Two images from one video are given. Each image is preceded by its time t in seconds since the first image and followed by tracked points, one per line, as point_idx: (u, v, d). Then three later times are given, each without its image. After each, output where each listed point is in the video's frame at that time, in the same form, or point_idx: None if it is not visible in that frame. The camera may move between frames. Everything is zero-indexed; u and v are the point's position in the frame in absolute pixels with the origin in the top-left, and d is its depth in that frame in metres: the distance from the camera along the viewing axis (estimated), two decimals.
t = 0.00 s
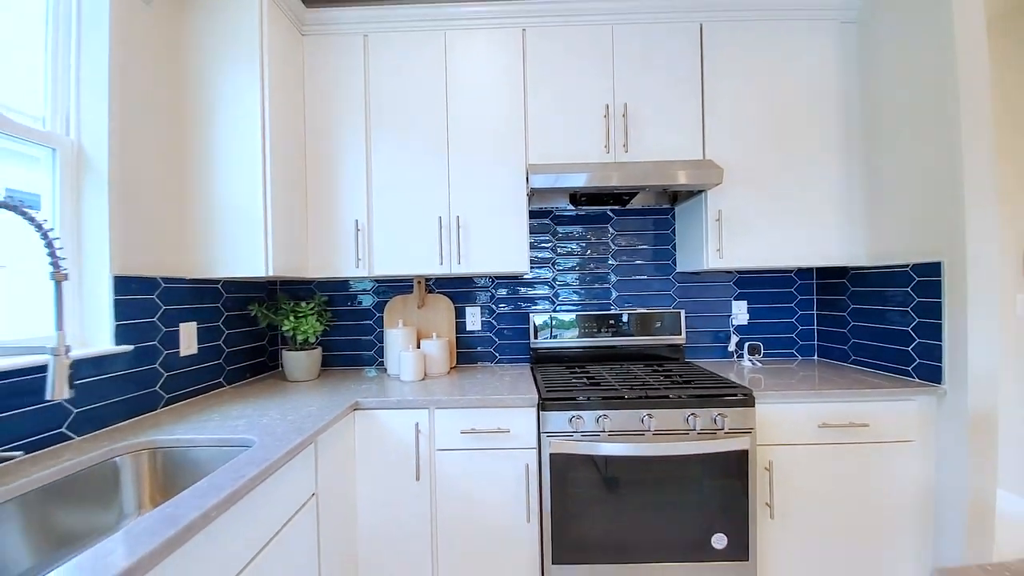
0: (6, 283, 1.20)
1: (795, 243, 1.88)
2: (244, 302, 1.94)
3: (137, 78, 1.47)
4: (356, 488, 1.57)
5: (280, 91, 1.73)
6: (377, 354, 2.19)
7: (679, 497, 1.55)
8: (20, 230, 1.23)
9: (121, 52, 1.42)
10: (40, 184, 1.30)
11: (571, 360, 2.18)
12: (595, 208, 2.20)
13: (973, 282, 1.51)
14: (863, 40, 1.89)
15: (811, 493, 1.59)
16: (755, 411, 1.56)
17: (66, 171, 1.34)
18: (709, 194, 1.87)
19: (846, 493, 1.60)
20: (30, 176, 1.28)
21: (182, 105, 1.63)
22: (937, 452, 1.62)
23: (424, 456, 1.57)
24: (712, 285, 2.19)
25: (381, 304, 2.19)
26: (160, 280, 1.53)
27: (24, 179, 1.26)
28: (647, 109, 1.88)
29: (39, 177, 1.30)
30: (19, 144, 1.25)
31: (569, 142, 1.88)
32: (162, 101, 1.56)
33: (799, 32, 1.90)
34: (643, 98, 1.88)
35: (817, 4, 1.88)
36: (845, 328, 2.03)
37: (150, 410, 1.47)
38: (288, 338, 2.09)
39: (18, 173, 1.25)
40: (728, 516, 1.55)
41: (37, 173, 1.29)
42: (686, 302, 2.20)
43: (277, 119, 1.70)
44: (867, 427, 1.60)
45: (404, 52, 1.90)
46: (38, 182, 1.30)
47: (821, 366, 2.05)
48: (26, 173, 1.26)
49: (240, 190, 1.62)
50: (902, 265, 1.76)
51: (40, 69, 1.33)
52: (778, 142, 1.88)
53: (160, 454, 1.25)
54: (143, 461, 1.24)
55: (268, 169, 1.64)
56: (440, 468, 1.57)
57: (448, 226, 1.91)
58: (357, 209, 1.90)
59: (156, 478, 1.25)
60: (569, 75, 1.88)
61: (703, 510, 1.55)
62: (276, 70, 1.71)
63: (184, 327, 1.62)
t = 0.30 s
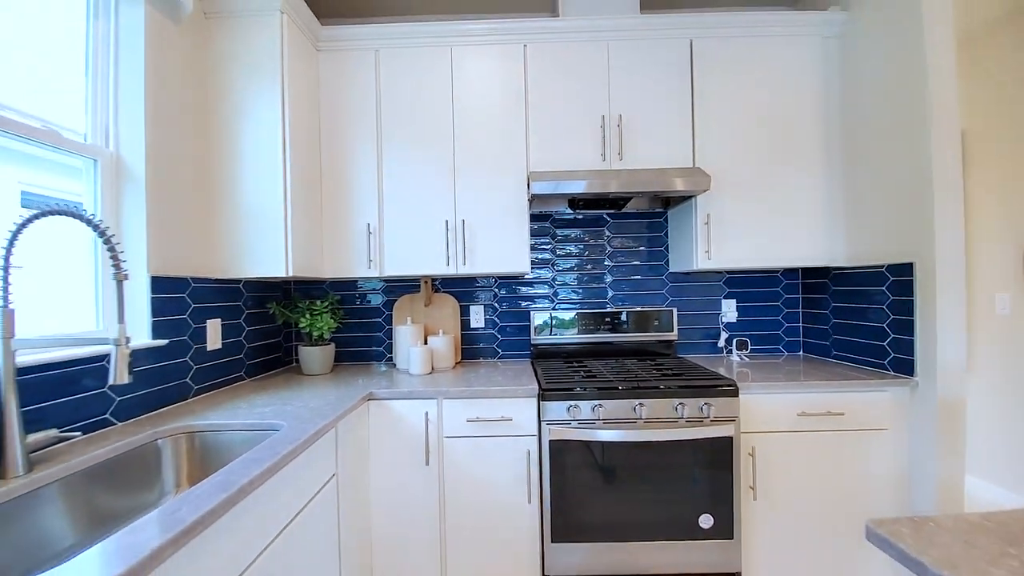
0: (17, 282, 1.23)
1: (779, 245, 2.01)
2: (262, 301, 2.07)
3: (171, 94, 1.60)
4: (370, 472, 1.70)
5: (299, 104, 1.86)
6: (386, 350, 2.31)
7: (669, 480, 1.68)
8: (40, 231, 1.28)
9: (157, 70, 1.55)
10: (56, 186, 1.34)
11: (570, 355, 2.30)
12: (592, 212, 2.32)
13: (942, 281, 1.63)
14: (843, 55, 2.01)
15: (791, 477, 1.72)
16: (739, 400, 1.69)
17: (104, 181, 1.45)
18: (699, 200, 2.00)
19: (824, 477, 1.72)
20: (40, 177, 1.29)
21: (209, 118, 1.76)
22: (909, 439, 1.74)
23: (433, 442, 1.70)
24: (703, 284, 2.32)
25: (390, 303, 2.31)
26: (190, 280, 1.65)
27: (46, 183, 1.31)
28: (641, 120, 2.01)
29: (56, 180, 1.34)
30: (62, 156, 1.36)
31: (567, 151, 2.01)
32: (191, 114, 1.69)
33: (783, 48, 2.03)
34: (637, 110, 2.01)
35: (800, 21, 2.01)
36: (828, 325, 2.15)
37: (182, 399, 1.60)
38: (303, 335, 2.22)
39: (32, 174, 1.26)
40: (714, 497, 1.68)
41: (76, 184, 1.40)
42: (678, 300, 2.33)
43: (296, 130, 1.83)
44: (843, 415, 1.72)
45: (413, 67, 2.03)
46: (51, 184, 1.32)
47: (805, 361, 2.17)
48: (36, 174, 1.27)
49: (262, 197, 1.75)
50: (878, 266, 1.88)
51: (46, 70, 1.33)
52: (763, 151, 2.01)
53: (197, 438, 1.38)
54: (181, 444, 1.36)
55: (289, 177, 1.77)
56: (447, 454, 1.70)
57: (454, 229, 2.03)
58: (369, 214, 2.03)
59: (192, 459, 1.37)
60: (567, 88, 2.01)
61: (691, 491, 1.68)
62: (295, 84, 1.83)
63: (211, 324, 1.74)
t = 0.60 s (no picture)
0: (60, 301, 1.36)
1: (766, 245, 2.10)
2: (273, 299, 2.16)
3: (189, 104, 1.70)
4: (377, 460, 1.80)
5: (309, 111, 1.96)
6: (390, 346, 2.41)
7: (660, 468, 1.78)
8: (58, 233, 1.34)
9: (177, 82, 1.65)
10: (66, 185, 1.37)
11: (567, 351, 2.40)
12: (588, 214, 2.42)
13: (918, 280, 1.72)
14: (827, 63, 2.11)
15: (775, 465, 1.81)
16: (726, 392, 1.79)
17: (129, 186, 1.55)
18: (689, 203, 2.10)
19: (807, 465, 1.82)
20: (48, 177, 1.32)
21: (223, 126, 1.86)
22: (888, 429, 1.83)
23: (437, 432, 1.80)
24: (695, 283, 2.41)
25: (394, 301, 2.40)
26: (208, 279, 1.75)
27: (56, 183, 1.34)
28: (634, 126, 2.10)
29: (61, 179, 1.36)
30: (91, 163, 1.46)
31: (564, 155, 2.11)
32: (207, 122, 1.79)
33: (770, 56, 2.12)
34: (630, 117, 2.10)
35: (786, 31, 2.10)
36: (814, 322, 2.25)
37: (201, 391, 1.69)
38: (311, 331, 2.31)
39: (38, 174, 1.29)
40: (702, 484, 1.78)
41: (95, 187, 1.47)
42: (671, 298, 2.42)
43: (306, 136, 1.92)
44: (824, 406, 1.82)
45: (418, 76, 2.12)
46: (61, 184, 1.36)
47: (792, 356, 2.27)
48: (43, 176, 1.30)
49: (275, 200, 1.85)
50: (859, 265, 1.98)
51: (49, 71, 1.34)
52: (751, 155, 2.10)
53: (218, 426, 1.47)
54: (204, 431, 1.46)
55: (300, 181, 1.87)
56: (450, 443, 1.80)
57: (456, 231, 2.13)
58: (375, 216, 2.12)
59: (214, 445, 1.47)
60: (565, 96, 2.11)
61: (680, 478, 1.78)
62: (304, 92, 1.93)
63: (226, 321, 1.84)
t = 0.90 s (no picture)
0: (86, 298, 1.46)
1: (752, 245, 2.19)
2: (278, 297, 2.25)
3: (199, 112, 1.79)
4: (379, 451, 1.89)
5: (313, 117, 2.04)
6: (391, 343, 2.49)
7: (649, 458, 1.86)
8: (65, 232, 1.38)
9: (188, 91, 1.73)
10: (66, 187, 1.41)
11: (562, 348, 2.49)
12: (582, 215, 2.50)
13: (895, 278, 1.80)
14: (812, 70, 2.19)
15: (759, 455, 1.90)
16: (712, 386, 1.88)
17: (143, 189, 1.63)
18: (678, 205, 2.18)
19: (789, 455, 1.90)
20: (47, 178, 1.35)
21: (231, 131, 1.94)
22: (867, 421, 1.91)
23: (436, 424, 1.89)
24: (686, 282, 2.50)
25: (395, 299, 2.49)
26: (217, 278, 1.84)
27: (62, 185, 1.39)
28: (625, 131, 2.19)
29: (59, 180, 1.39)
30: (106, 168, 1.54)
31: (558, 159, 2.19)
32: (216, 129, 1.87)
33: (757, 63, 2.20)
34: (622, 122, 2.19)
35: (772, 39, 2.18)
36: (799, 319, 2.33)
37: (212, 384, 1.78)
38: (315, 329, 2.40)
39: (38, 174, 1.32)
40: (689, 473, 1.86)
41: (100, 189, 1.52)
42: (662, 297, 2.51)
43: (310, 141, 2.01)
44: (805, 399, 1.91)
45: (418, 82, 2.20)
46: (63, 185, 1.40)
47: (779, 352, 2.35)
48: (45, 176, 1.34)
49: (280, 203, 1.93)
50: (840, 264, 2.06)
51: (46, 72, 1.36)
52: (738, 158, 2.19)
53: (229, 417, 1.56)
54: (216, 421, 1.55)
55: (304, 184, 1.95)
56: (448, 434, 1.89)
57: (454, 231, 2.21)
58: (377, 217, 2.21)
59: (225, 434, 1.56)
60: (559, 102, 2.19)
61: (668, 468, 1.86)
62: (309, 99, 2.01)
63: (235, 318, 1.92)
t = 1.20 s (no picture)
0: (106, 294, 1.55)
1: (739, 245, 2.27)
2: (283, 295, 2.33)
3: (209, 118, 1.88)
4: (381, 441, 1.98)
5: (317, 122, 2.13)
6: (392, 339, 2.57)
7: (639, 447, 1.95)
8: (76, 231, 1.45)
9: (198, 99, 1.82)
10: (80, 189, 1.47)
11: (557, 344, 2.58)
12: (575, 216, 2.59)
13: (873, 275, 1.88)
14: (796, 76, 2.28)
15: (743, 445, 1.99)
16: (698, 379, 1.96)
17: (155, 191, 1.71)
18: (668, 206, 2.27)
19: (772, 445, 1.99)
20: (63, 182, 1.41)
21: (239, 136, 2.02)
22: (847, 412, 2.00)
23: (435, 415, 1.99)
24: (676, 280, 2.58)
25: (395, 297, 2.57)
26: (226, 277, 1.93)
27: (77, 187, 1.46)
28: (617, 135, 2.28)
29: (74, 183, 1.45)
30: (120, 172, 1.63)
31: (552, 162, 2.28)
32: (224, 134, 1.96)
33: (743, 69, 2.29)
34: (613, 126, 2.28)
35: (758, 46, 2.27)
36: (785, 316, 2.41)
37: (222, 377, 1.87)
38: (318, 326, 2.48)
39: (54, 177, 1.38)
40: (676, 462, 1.95)
41: (111, 191, 1.59)
42: (654, 294, 2.59)
43: (314, 145, 2.10)
44: (787, 391, 2.00)
45: (417, 88, 2.29)
46: (76, 188, 1.45)
47: (765, 348, 2.44)
48: (61, 179, 1.41)
49: (286, 204, 2.02)
50: (822, 262, 2.15)
51: (56, 77, 1.41)
52: (725, 161, 2.27)
53: (239, 406, 1.65)
54: (227, 411, 1.63)
55: (308, 187, 2.04)
56: (447, 424, 1.98)
57: (452, 232, 2.30)
58: (378, 218, 2.29)
59: (235, 423, 1.64)
60: (553, 107, 2.28)
61: (657, 457, 1.95)
62: (313, 105, 2.10)
63: (243, 314, 2.01)
